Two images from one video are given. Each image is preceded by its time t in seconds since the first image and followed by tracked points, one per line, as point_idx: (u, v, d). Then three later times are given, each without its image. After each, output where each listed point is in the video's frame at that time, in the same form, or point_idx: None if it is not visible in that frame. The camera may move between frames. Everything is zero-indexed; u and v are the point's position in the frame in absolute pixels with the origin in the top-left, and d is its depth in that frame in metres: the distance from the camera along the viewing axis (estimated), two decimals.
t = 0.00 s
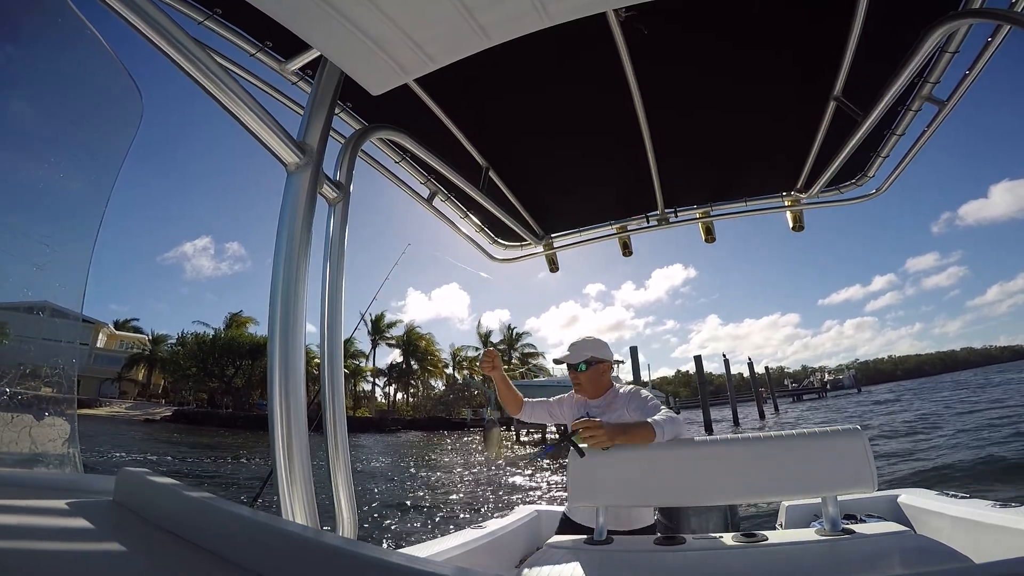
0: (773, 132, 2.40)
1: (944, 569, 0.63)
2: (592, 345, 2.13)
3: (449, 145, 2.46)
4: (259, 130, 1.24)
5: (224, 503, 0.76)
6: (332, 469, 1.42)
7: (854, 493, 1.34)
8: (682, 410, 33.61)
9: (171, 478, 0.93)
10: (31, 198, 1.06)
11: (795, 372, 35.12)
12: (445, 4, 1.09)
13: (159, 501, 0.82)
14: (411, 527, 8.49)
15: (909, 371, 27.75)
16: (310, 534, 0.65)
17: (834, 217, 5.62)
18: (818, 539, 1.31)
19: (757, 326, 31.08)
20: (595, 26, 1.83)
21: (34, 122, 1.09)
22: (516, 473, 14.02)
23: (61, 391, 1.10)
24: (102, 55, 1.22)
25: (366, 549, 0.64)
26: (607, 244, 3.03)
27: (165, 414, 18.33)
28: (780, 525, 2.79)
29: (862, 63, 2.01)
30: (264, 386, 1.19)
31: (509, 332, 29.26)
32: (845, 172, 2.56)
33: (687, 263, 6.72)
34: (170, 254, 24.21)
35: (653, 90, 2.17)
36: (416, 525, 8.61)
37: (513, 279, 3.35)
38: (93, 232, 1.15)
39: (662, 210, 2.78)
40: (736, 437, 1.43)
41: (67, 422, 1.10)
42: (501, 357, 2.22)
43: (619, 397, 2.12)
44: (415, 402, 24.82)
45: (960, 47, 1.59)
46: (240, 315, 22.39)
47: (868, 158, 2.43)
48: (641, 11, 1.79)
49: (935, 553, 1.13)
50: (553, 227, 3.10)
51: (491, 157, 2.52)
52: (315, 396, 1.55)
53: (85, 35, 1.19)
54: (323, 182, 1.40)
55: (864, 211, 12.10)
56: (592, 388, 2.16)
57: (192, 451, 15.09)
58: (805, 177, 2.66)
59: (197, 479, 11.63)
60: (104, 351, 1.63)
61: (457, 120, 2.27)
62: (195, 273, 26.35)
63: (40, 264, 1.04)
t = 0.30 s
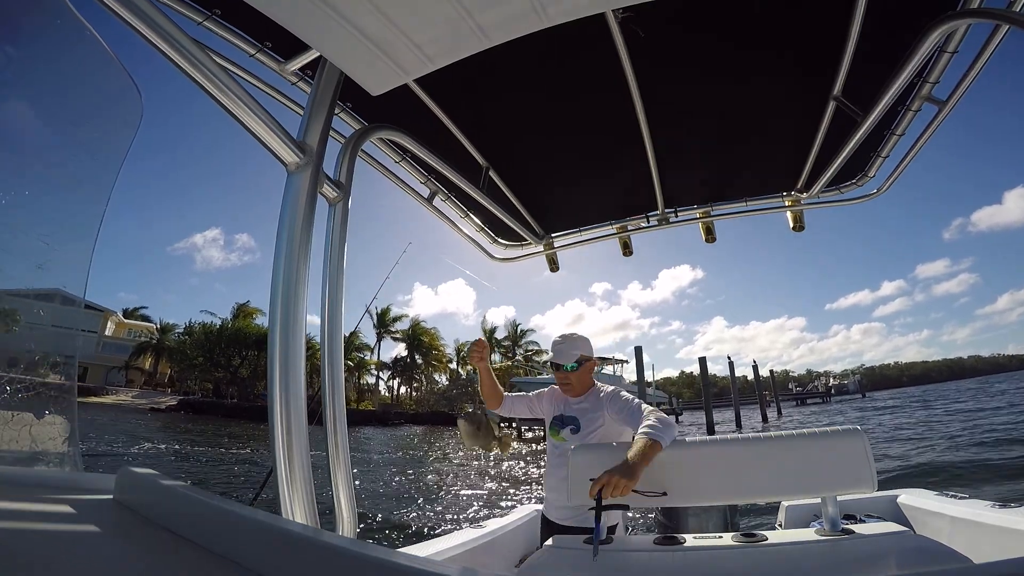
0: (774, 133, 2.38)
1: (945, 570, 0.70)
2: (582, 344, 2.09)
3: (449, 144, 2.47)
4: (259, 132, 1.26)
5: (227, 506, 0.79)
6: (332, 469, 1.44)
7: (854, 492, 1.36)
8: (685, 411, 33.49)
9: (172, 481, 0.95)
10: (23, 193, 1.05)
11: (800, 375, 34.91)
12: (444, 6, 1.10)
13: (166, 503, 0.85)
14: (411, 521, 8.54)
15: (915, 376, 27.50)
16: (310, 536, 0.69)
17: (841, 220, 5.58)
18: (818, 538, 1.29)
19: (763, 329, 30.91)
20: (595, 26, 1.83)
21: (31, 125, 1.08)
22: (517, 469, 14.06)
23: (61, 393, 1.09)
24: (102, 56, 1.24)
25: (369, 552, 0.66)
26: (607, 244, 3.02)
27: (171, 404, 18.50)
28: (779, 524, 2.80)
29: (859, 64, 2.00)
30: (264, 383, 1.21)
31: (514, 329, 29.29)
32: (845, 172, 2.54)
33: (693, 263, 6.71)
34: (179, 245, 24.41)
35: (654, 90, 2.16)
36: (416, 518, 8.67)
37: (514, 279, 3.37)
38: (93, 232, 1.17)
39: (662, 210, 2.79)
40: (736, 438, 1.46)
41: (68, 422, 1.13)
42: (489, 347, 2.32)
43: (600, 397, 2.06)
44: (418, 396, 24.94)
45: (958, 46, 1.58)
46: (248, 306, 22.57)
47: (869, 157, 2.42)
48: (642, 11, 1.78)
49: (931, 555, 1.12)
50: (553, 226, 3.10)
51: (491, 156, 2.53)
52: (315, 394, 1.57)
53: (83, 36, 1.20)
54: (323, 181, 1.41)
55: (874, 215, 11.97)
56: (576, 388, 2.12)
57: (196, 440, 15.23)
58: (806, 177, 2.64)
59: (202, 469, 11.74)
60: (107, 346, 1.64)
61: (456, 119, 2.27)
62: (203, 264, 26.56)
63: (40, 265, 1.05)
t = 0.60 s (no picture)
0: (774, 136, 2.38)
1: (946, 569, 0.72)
2: (583, 346, 2.09)
3: (449, 144, 2.47)
4: (260, 131, 1.28)
5: (222, 505, 0.81)
6: (332, 471, 1.46)
7: (854, 493, 1.35)
8: (689, 416, 33.29)
9: (168, 478, 0.98)
10: (22, 192, 1.08)
11: (807, 384, 34.61)
12: (445, 5, 1.11)
13: (165, 504, 0.87)
14: (412, 515, 8.58)
15: (924, 388, 27.17)
16: (310, 535, 0.69)
17: (849, 225, 5.55)
18: (820, 539, 1.28)
19: (770, 336, 30.60)
20: (596, 27, 1.83)
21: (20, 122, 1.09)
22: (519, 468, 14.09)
23: (60, 378, 1.13)
24: (102, 53, 1.25)
25: (371, 552, 0.67)
26: (607, 244, 3.02)
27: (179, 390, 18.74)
28: (779, 524, 2.85)
29: (861, 64, 1.98)
30: (265, 378, 1.24)
31: (520, 328, 29.30)
32: (843, 172, 2.52)
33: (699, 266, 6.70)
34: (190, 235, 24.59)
35: (656, 91, 2.15)
36: (417, 513, 8.71)
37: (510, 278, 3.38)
38: (93, 234, 1.19)
39: (661, 210, 2.78)
40: (737, 437, 1.47)
41: (64, 424, 1.15)
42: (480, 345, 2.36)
43: (595, 398, 2.05)
44: (424, 391, 25.00)
45: (958, 47, 1.56)
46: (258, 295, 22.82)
47: (868, 157, 2.39)
48: (643, 11, 1.77)
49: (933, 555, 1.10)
50: (552, 227, 3.09)
51: (491, 157, 2.54)
52: (314, 389, 1.60)
53: (83, 34, 1.21)
54: (324, 181, 1.43)
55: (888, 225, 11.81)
56: (572, 390, 2.09)
57: (204, 428, 15.41)
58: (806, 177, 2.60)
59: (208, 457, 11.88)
60: (122, 328, 1.69)
61: (456, 120, 2.28)
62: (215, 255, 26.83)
63: (40, 264, 1.07)
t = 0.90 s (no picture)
0: (772, 137, 2.37)
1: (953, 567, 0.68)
2: (566, 341, 1.95)
3: (450, 143, 2.48)
4: (260, 132, 1.29)
5: (219, 503, 0.82)
6: (332, 472, 1.46)
7: (854, 492, 1.50)
8: (695, 419, 33.10)
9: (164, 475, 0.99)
10: (29, 199, 1.11)
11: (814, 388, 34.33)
12: (445, 6, 1.11)
13: (161, 501, 0.88)
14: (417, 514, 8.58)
15: (934, 393, 26.86)
16: (310, 534, 0.70)
17: (855, 225, 5.52)
18: (820, 538, 1.43)
19: (777, 339, 30.40)
20: (597, 27, 1.83)
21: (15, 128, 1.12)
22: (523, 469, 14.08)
23: (61, 372, 1.16)
24: (98, 47, 1.28)
25: (372, 552, 0.67)
26: (608, 244, 3.03)
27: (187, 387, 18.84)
28: (779, 524, 2.84)
29: (868, 51, 1.90)
30: (265, 378, 1.24)
31: (525, 328, 29.26)
32: (844, 172, 2.51)
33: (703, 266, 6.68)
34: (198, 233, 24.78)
35: (657, 91, 2.15)
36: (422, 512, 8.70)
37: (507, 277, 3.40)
38: (94, 233, 1.21)
39: (661, 209, 2.78)
40: (743, 439, 1.59)
41: (66, 424, 1.17)
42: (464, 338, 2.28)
43: (582, 397, 1.88)
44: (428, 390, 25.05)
45: (959, 47, 1.54)
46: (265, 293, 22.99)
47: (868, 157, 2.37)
48: (643, 10, 1.78)
49: (932, 554, 1.19)
50: (553, 227, 3.09)
51: (491, 157, 2.54)
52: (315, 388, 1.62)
53: (82, 32, 1.25)
54: (323, 181, 1.44)
55: (898, 229, 11.70)
56: (558, 388, 1.99)
57: (212, 425, 15.47)
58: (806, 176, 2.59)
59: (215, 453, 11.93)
60: (126, 327, 1.73)
61: (456, 120, 2.29)
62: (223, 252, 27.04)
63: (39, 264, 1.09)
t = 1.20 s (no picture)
0: (773, 137, 2.37)
1: (954, 568, 0.68)
2: (545, 341, 1.95)
3: (449, 144, 2.48)
4: (260, 131, 1.29)
5: (218, 505, 0.82)
6: (332, 470, 1.47)
7: (855, 491, 1.57)
8: (698, 416, 33.08)
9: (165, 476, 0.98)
10: (27, 196, 1.09)
11: (816, 383, 34.33)
12: (446, 6, 1.11)
13: (156, 501, 0.88)
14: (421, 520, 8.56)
15: (935, 385, 26.86)
16: (310, 535, 0.69)
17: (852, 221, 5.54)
18: (819, 538, 1.44)
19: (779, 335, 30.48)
20: (597, 26, 1.83)
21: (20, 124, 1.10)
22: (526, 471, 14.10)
23: (62, 379, 1.12)
24: (100, 48, 1.25)
25: (372, 552, 0.67)
26: (608, 244, 3.03)
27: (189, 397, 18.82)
28: (779, 524, 2.84)
29: (868, 52, 1.91)
30: (265, 380, 1.24)
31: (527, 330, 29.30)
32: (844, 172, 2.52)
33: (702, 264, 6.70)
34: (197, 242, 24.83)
35: (656, 90, 2.15)
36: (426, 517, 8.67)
37: (509, 277, 3.38)
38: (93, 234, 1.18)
39: (661, 209, 2.78)
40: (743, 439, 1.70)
41: (66, 426, 1.13)
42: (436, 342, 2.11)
43: (565, 395, 1.91)
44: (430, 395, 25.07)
45: (960, 47, 1.55)
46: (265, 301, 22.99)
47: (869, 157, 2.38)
48: (641, 11, 1.78)
49: (933, 553, 1.19)
50: (553, 227, 3.09)
51: (491, 156, 2.54)
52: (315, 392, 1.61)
53: (83, 33, 1.22)
54: (324, 181, 1.44)
55: (896, 223, 11.74)
56: (537, 388, 1.99)
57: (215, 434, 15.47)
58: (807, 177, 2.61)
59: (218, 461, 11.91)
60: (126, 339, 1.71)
61: (457, 120, 2.29)
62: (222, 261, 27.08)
63: (41, 264, 1.06)
